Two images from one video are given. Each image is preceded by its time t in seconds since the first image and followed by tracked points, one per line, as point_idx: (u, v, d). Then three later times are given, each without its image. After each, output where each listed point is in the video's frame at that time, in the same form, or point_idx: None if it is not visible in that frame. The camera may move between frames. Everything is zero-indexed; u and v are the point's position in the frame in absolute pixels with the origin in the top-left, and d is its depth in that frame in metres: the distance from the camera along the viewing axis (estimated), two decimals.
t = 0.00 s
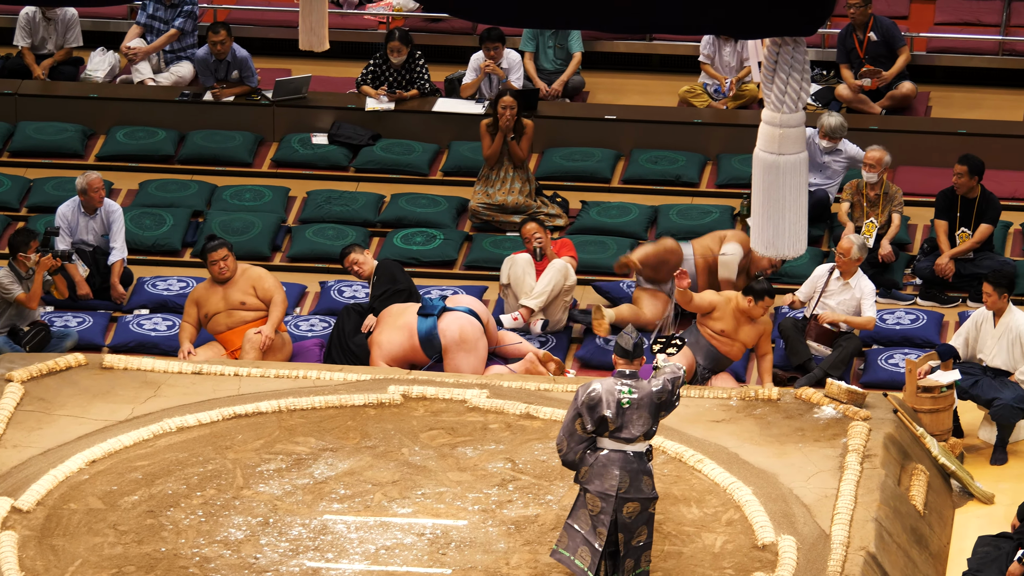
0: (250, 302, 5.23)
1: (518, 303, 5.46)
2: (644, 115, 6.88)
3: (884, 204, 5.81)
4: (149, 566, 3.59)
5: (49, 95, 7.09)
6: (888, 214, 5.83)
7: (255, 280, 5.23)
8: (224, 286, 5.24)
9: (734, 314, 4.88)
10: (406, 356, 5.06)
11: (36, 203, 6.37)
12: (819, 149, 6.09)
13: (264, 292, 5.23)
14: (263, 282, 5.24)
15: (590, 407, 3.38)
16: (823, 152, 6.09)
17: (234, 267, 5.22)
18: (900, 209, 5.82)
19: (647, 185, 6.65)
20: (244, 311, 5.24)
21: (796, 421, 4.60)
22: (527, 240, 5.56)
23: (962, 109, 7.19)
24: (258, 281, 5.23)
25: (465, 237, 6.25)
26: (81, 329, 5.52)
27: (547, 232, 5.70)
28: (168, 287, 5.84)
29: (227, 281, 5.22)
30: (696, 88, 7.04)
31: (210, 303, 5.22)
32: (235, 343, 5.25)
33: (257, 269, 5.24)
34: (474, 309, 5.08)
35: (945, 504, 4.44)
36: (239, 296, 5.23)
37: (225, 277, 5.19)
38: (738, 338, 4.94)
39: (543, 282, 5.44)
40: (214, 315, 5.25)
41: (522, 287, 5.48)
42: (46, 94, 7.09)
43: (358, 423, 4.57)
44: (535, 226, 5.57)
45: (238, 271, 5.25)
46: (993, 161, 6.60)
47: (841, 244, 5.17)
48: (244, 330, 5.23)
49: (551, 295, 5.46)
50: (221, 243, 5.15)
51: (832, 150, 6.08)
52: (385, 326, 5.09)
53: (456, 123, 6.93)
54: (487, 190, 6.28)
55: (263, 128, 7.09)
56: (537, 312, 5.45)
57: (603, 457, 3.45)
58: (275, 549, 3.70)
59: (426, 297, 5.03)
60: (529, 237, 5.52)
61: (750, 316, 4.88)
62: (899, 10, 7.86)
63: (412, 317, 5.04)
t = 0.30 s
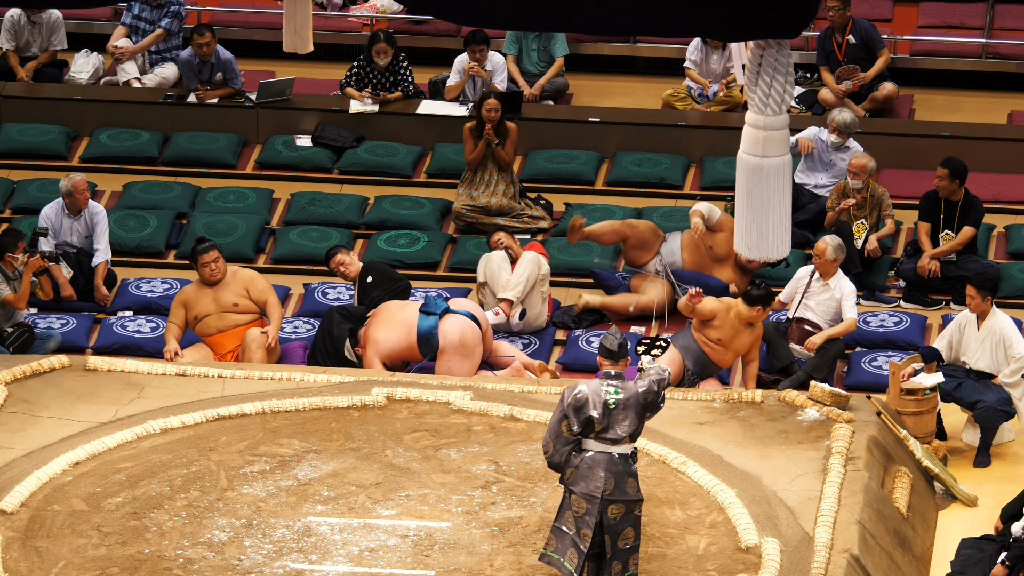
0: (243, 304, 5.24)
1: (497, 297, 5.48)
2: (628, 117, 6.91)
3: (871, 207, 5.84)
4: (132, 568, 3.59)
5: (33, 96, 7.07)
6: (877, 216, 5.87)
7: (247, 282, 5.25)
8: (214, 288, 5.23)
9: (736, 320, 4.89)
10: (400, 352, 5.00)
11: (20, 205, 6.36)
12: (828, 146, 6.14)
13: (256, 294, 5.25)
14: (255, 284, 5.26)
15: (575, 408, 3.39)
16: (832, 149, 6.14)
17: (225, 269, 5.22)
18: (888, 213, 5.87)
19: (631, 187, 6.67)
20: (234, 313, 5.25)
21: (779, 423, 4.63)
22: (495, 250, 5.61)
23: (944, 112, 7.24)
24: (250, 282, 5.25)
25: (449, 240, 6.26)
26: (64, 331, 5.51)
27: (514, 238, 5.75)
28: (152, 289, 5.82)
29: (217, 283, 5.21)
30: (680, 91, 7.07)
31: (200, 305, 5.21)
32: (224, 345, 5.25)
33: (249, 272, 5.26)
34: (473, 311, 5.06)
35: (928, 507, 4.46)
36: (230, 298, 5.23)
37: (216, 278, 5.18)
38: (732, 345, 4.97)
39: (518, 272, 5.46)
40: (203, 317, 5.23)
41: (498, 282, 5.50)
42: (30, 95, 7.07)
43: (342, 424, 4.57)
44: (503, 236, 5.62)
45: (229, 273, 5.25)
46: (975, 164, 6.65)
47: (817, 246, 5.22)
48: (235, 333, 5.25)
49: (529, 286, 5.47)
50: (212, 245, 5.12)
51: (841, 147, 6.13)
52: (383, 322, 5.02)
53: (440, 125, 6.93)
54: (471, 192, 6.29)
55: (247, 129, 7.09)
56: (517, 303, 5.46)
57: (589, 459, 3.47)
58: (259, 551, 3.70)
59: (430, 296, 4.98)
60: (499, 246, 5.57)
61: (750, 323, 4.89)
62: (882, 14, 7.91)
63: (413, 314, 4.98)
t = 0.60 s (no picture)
0: (236, 309, 5.24)
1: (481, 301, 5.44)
2: (617, 123, 6.93)
3: (864, 216, 5.87)
4: (120, 573, 3.58)
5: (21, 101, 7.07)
6: (870, 228, 5.90)
7: (240, 288, 5.23)
8: (206, 294, 5.21)
9: (732, 323, 4.90)
10: (402, 350, 4.94)
11: (7, 210, 6.34)
12: (810, 154, 6.12)
13: (249, 300, 5.25)
14: (248, 289, 5.25)
15: (558, 412, 3.39)
16: (814, 157, 6.11)
17: (217, 275, 5.20)
18: (881, 224, 5.89)
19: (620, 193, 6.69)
20: (226, 318, 5.25)
21: (768, 429, 4.65)
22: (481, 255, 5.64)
23: (932, 118, 7.27)
24: (243, 288, 5.24)
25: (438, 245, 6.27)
26: (53, 336, 5.50)
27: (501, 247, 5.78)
28: (141, 294, 5.82)
29: (210, 289, 5.20)
30: (668, 96, 7.10)
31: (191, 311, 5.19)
32: (215, 350, 5.26)
33: (241, 277, 5.24)
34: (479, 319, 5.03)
35: (918, 512, 4.48)
36: (223, 304, 5.22)
37: (208, 285, 5.16)
38: (726, 351, 4.98)
39: (501, 273, 5.45)
40: (195, 322, 5.22)
41: (480, 285, 5.47)
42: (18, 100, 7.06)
43: (331, 430, 4.57)
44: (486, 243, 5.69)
45: (221, 278, 5.23)
46: (963, 169, 6.68)
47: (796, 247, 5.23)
48: (228, 338, 5.26)
49: (512, 286, 5.46)
50: (204, 253, 5.09)
51: (823, 155, 6.11)
52: (387, 318, 4.95)
53: (429, 131, 6.94)
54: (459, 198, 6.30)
55: (236, 134, 7.09)
56: (502, 303, 5.45)
57: (574, 463, 3.46)
58: (247, 557, 3.70)
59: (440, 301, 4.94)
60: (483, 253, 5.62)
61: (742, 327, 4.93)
62: (870, 20, 7.95)
63: (420, 314, 4.93)
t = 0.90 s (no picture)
0: (226, 309, 5.25)
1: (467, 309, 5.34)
2: (608, 125, 6.94)
3: (856, 224, 5.89)
4: None
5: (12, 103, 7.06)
6: (861, 235, 5.92)
7: (229, 288, 5.25)
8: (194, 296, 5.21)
9: (720, 324, 4.91)
10: (404, 348, 4.91)
11: None
12: (796, 159, 6.11)
13: (239, 300, 5.26)
14: (238, 289, 5.27)
15: (530, 412, 3.40)
16: (799, 162, 6.10)
17: (206, 276, 5.21)
18: (873, 231, 5.91)
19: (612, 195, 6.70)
20: (218, 318, 5.25)
21: (759, 431, 4.66)
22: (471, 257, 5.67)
23: (923, 121, 7.30)
24: (233, 289, 5.26)
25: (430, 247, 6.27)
26: (44, 338, 5.49)
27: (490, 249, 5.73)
28: (132, 296, 5.81)
29: (198, 291, 5.20)
30: (660, 99, 7.11)
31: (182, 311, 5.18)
32: (207, 351, 5.25)
33: (230, 278, 5.26)
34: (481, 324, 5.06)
35: (909, 515, 4.49)
36: (213, 304, 5.22)
37: (198, 287, 5.16)
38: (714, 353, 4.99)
39: (490, 282, 5.37)
40: (185, 324, 5.21)
41: (468, 294, 5.41)
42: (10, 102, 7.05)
43: (323, 432, 4.57)
44: (479, 244, 5.71)
45: (210, 280, 5.24)
46: (954, 172, 6.70)
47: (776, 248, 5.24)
48: (218, 339, 5.25)
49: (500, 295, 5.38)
50: (191, 255, 5.10)
51: (809, 160, 6.10)
52: (394, 314, 4.90)
53: (421, 133, 6.94)
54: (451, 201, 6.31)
55: (227, 137, 7.09)
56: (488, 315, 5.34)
57: (549, 461, 3.48)
58: (239, 559, 3.69)
59: (447, 303, 4.95)
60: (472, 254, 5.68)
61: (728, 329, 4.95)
62: (861, 22, 7.98)
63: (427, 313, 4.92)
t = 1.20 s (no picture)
0: (226, 311, 5.24)
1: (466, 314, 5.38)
2: (604, 126, 6.94)
3: (851, 224, 5.89)
4: None
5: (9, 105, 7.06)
6: (856, 236, 5.91)
7: (229, 290, 5.24)
8: (194, 296, 5.20)
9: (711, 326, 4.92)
10: (408, 348, 4.89)
11: None
12: (785, 163, 6.12)
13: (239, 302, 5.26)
14: (239, 291, 5.27)
15: (509, 406, 3.40)
16: (788, 165, 6.11)
17: (206, 277, 5.20)
18: (868, 232, 5.89)
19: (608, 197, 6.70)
20: (218, 320, 5.24)
21: (756, 432, 4.67)
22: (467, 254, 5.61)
23: (919, 122, 7.31)
24: (234, 290, 5.25)
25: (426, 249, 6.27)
26: (41, 341, 5.49)
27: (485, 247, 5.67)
28: (129, 298, 5.80)
29: (198, 293, 5.19)
30: (655, 100, 7.11)
31: (181, 313, 5.17)
32: (207, 352, 5.24)
33: (230, 279, 5.25)
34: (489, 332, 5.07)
35: (906, 516, 4.50)
36: (213, 305, 5.21)
37: (197, 287, 5.15)
38: (706, 353, 5.00)
39: (485, 289, 5.38)
40: (184, 324, 5.20)
41: (464, 301, 5.44)
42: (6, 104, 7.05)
43: (320, 434, 4.57)
44: (476, 242, 5.62)
45: (211, 282, 5.24)
46: (950, 173, 6.71)
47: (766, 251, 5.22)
48: (217, 340, 5.24)
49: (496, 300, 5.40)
50: (195, 255, 5.09)
51: (798, 162, 6.10)
52: (402, 315, 4.87)
53: (417, 134, 6.95)
54: (447, 202, 6.32)
55: (223, 138, 7.09)
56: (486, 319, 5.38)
57: (531, 454, 3.48)
58: (236, 561, 3.69)
59: (455, 307, 4.94)
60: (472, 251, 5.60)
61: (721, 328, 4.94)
62: (858, 23, 7.99)
63: (435, 316, 4.91)
